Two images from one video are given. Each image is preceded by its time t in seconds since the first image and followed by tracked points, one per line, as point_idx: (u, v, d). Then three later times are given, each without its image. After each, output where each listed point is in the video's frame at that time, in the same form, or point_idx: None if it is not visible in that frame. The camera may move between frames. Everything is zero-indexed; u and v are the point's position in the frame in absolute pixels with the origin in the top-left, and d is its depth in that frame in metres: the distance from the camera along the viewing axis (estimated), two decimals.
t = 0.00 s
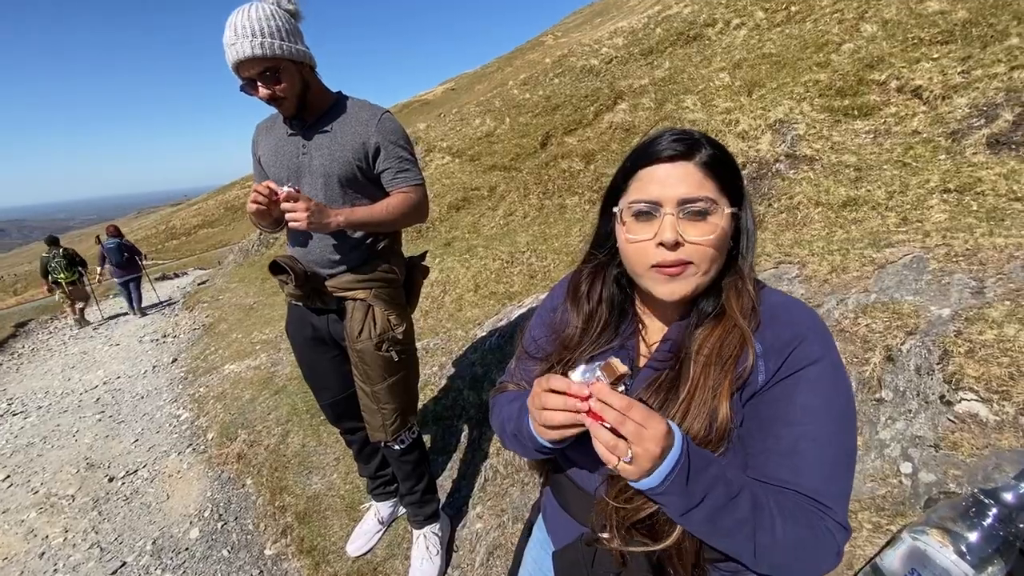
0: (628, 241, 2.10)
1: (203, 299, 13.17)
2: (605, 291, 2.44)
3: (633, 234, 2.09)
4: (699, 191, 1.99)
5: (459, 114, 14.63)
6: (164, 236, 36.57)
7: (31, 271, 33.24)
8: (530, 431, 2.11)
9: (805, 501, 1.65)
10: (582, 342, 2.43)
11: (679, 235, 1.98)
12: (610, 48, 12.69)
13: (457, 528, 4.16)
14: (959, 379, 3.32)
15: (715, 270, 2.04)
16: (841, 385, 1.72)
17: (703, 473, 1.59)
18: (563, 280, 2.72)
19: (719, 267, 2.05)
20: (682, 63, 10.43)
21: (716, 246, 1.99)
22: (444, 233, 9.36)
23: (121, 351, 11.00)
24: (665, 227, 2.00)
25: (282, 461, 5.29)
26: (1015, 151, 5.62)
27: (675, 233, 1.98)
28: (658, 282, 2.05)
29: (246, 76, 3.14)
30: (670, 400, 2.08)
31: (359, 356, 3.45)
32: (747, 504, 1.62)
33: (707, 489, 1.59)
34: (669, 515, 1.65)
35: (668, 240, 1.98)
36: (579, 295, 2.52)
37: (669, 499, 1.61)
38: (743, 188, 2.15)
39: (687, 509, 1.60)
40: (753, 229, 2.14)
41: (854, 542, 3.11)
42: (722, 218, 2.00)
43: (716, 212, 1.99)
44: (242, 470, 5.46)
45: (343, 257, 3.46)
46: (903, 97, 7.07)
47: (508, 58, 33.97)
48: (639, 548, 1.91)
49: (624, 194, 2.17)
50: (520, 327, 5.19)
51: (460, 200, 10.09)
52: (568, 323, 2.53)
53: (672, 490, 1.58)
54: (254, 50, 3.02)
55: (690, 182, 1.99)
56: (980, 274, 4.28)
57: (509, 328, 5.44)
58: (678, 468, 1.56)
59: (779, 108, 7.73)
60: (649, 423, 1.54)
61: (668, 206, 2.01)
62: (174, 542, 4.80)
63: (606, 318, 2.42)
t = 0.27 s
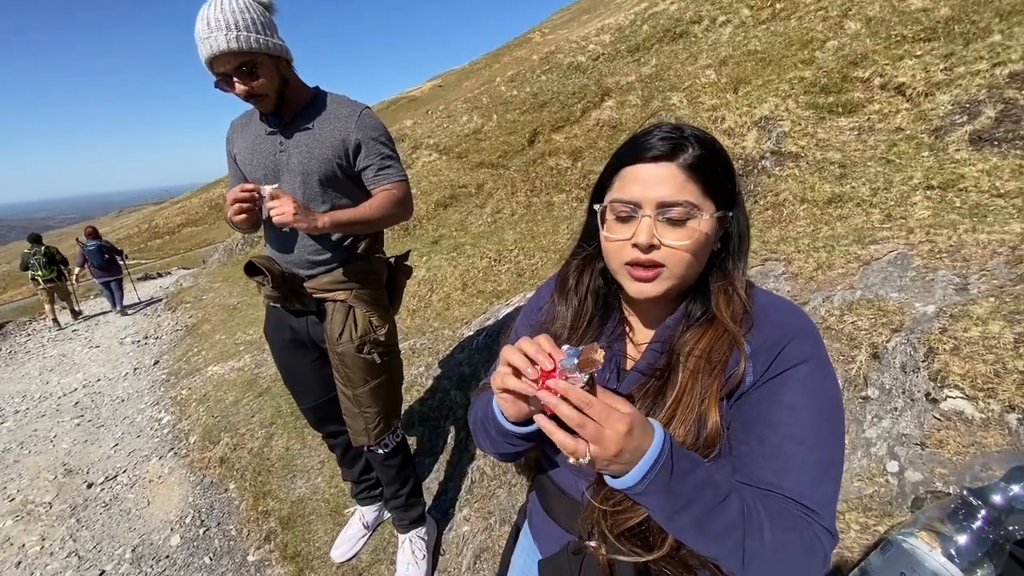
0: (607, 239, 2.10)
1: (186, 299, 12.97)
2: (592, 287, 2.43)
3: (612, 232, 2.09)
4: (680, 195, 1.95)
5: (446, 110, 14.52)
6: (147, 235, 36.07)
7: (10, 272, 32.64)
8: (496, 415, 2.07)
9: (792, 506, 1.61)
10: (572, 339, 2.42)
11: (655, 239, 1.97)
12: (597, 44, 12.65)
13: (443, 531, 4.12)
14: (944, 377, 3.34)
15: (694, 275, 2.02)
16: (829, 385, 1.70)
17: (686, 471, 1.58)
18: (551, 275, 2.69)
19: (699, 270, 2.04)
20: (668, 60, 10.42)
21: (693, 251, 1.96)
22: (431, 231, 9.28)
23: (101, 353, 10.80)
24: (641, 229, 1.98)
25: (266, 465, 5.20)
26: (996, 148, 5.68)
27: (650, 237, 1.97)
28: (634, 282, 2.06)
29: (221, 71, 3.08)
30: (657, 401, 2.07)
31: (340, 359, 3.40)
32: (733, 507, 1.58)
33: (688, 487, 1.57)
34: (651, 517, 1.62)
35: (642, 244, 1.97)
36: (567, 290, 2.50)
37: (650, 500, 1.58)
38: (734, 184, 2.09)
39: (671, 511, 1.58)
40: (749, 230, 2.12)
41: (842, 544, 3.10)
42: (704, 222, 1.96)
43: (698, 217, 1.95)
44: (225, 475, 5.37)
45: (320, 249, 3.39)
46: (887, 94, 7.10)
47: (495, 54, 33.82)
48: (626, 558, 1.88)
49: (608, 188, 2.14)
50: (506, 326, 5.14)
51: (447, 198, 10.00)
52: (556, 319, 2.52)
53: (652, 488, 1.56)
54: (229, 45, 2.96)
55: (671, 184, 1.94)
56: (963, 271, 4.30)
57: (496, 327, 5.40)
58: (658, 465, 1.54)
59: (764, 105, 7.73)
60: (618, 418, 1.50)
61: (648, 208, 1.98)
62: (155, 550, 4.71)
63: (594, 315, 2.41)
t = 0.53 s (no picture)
0: (586, 238, 2.07)
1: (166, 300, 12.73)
2: (577, 289, 2.38)
3: (591, 233, 2.05)
4: (661, 195, 1.90)
5: (431, 107, 14.40)
6: (125, 234, 35.41)
7: None
8: (458, 409, 2.08)
9: (791, 518, 1.61)
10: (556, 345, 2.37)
11: (633, 239, 1.92)
12: (581, 41, 12.61)
13: (431, 536, 4.07)
14: (930, 374, 3.35)
15: (674, 277, 1.98)
16: (818, 392, 1.71)
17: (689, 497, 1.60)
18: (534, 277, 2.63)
19: (679, 273, 1.99)
20: (653, 57, 10.41)
21: (672, 253, 1.92)
22: (416, 229, 9.18)
23: (77, 357, 10.56)
24: (619, 228, 1.94)
25: (247, 470, 5.10)
26: (976, 145, 5.74)
27: (628, 237, 1.91)
28: (611, 283, 2.02)
29: (193, 65, 3.00)
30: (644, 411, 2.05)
31: (321, 362, 3.36)
32: (738, 527, 1.61)
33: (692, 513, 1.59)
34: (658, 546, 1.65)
35: (619, 244, 1.92)
36: (551, 291, 2.45)
37: (657, 530, 1.61)
38: (720, 186, 2.05)
39: (680, 540, 1.61)
40: (736, 232, 2.10)
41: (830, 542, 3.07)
42: (686, 223, 1.92)
43: (677, 218, 1.91)
44: (205, 481, 5.25)
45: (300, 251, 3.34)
46: (868, 91, 7.14)
47: (479, 51, 33.65)
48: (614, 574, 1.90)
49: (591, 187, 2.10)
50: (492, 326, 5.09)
51: (432, 196, 9.90)
52: (540, 322, 2.46)
53: (658, 519, 1.58)
54: (201, 37, 2.90)
55: (652, 183, 1.90)
56: (946, 267, 4.33)
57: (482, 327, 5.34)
58: (667, 495, 1.57)
59: (748, 102, 7.74)
60: (639, 458, 1.51)
61: (627, 207, 1.94)
62: (133, 560, 4.60)
63: (578, 319, 2.37)
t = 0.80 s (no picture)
0: (580, 239, 2.01)
1: (144, 300, 12.47)
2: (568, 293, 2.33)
3: (586, 233, 1.99)
4: (659, 193, 1.84)
5: (414, 104, 14.25)
6: (100, 234, 34.68)
7: None
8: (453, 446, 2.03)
9: (790, 525, 1.58)
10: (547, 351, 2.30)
11: (630, 240, 1.86)
12: (565, 38, 12.54)
13: (419, 540, 4.00)
14: (919, 370, 3.35)
15: (672, 277, 1.93)
16: (817, 394, 1.68)
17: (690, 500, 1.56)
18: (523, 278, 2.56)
19: (677, 274, 1.94)
20: (637, 53, 10.38)
21: (670, 253, 1.87)
22: (400, 227, 9.07)
23: (52, 360, 10.28)
24: (616, 228, 1.88)
25: (229, 476, 4.97)
26: (957, 141, 5.80)
27: (625, 238, 1.86)
28: (606, 286, 1.96)
29: (165, 57, 2.92)
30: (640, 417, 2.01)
31: (303, 365, 3.32)
32: (739, 531, 1.57)
33: (694, 517, 1.55)
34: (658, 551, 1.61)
35: (616, 245, 1.87)
36: (541, 295, 2.38)
37: (657, 534, 1.57)
38: (718, 182, 1.99)
39: (679, 543, 1.57)
40: (733, 230, 2.05)
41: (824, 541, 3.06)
42: (684, 222, 1.87)
43: (677, 217, 1.85)
44: (186, 487, 5.12)
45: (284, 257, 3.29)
46: (851, 88, 7.17)
47: (462, 48, 33.43)
48: None
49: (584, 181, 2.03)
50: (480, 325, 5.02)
51: (417, 193, 9.78)
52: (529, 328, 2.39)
53: (659, 523, 1.55)
54: (173, 28, 2.82)
55: (649, 180, 1.84)
56: (931, 262, 4.35)
57: (469, 326, 5.26)
58: (668, 494, 1.53)
59: (733, 99, 7.74)
60: (643, 443, 1.49)
61: (624, 206, 1.88)
62: (110, 571, 4.47)
63: (570, 322, 2.31)
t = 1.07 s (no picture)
0: (577, 236, 1.93)
1: (122, 301, 12.19)
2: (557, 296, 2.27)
3: (585, 230, 1.92)
4: (661, 184, 1.80)
5: (398, 100, 14.09)
6: (77, 233, 33.95)
7: None
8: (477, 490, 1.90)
9: (802, 527, 1.60)
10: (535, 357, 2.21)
11: (633, 237, 1.80)
12: (550, 34, 12.47)
13: (408, 544, 3.92)
14: (911, 366, 3.38)
15: (675, 274, 1.88)
16: (821, 395, 1.68)
17: (704, 509, 1.56)
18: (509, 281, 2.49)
19: (680, 268, 1.89)
20: (622, 50, 10.35)
21: (674, 248, 1.82)
22: (385, 225, 8.95)
23: (26, 364, 10.01)
24: (619, 223, 1.82)
25: (211, 481, 4.85)
26: (940, 137, 5.84)
27: (629, 234, 1.80)
28: (608, 285, 1.89)
29: (133, 48, 2.81)
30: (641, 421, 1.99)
31: (286, 369, 3.26)
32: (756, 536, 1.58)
33: (708, 525, 1.57)
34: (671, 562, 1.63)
35: (620, 241, 1.80)
36: (527, 300, 2.31)
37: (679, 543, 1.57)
38: (713, 176, 1.95)
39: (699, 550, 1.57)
40: (729, 225, 2.00)
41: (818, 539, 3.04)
42: (686, 216, 1.82)
43: (680, 210, 1.81)
44: (166, 493, 4.98)
45: (265, 258, 3.21)
46: (835, 84, 7.20)
47: (446, 44, 33.18)
48: None
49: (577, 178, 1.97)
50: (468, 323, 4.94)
51: (402, 190, 9.65)
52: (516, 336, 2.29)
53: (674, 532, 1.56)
54: (140, 18, 2.71)
55: (652, 173, 1.79)
56: (917, 257, 4.37)
57: (457, 325, 5.18)
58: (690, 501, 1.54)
59: (719, 95, 7.73)
60: (672, 446, 1.50)
61: (626, 199, 1.82)
62: None
63: (559, 324, 2.24)
